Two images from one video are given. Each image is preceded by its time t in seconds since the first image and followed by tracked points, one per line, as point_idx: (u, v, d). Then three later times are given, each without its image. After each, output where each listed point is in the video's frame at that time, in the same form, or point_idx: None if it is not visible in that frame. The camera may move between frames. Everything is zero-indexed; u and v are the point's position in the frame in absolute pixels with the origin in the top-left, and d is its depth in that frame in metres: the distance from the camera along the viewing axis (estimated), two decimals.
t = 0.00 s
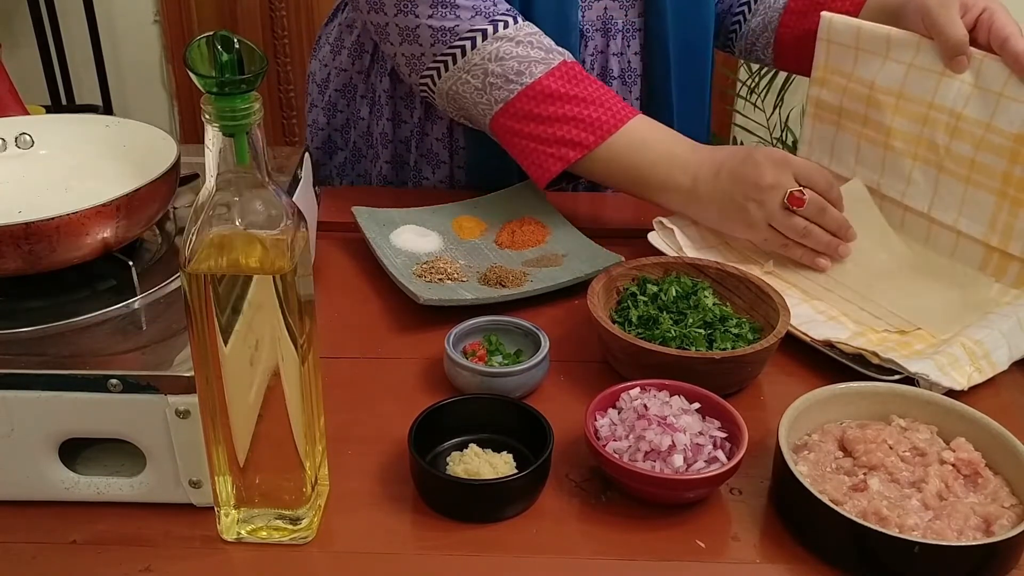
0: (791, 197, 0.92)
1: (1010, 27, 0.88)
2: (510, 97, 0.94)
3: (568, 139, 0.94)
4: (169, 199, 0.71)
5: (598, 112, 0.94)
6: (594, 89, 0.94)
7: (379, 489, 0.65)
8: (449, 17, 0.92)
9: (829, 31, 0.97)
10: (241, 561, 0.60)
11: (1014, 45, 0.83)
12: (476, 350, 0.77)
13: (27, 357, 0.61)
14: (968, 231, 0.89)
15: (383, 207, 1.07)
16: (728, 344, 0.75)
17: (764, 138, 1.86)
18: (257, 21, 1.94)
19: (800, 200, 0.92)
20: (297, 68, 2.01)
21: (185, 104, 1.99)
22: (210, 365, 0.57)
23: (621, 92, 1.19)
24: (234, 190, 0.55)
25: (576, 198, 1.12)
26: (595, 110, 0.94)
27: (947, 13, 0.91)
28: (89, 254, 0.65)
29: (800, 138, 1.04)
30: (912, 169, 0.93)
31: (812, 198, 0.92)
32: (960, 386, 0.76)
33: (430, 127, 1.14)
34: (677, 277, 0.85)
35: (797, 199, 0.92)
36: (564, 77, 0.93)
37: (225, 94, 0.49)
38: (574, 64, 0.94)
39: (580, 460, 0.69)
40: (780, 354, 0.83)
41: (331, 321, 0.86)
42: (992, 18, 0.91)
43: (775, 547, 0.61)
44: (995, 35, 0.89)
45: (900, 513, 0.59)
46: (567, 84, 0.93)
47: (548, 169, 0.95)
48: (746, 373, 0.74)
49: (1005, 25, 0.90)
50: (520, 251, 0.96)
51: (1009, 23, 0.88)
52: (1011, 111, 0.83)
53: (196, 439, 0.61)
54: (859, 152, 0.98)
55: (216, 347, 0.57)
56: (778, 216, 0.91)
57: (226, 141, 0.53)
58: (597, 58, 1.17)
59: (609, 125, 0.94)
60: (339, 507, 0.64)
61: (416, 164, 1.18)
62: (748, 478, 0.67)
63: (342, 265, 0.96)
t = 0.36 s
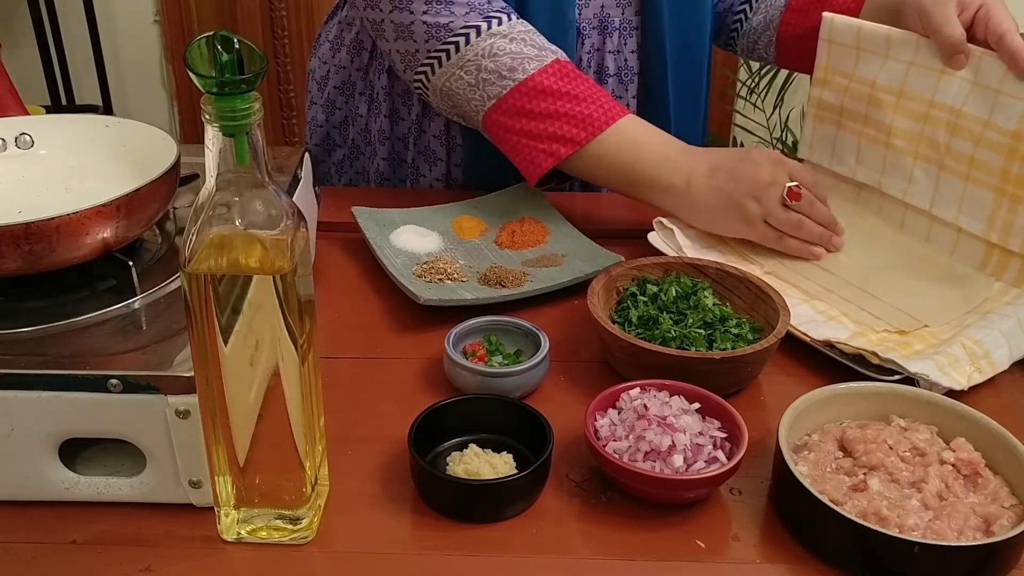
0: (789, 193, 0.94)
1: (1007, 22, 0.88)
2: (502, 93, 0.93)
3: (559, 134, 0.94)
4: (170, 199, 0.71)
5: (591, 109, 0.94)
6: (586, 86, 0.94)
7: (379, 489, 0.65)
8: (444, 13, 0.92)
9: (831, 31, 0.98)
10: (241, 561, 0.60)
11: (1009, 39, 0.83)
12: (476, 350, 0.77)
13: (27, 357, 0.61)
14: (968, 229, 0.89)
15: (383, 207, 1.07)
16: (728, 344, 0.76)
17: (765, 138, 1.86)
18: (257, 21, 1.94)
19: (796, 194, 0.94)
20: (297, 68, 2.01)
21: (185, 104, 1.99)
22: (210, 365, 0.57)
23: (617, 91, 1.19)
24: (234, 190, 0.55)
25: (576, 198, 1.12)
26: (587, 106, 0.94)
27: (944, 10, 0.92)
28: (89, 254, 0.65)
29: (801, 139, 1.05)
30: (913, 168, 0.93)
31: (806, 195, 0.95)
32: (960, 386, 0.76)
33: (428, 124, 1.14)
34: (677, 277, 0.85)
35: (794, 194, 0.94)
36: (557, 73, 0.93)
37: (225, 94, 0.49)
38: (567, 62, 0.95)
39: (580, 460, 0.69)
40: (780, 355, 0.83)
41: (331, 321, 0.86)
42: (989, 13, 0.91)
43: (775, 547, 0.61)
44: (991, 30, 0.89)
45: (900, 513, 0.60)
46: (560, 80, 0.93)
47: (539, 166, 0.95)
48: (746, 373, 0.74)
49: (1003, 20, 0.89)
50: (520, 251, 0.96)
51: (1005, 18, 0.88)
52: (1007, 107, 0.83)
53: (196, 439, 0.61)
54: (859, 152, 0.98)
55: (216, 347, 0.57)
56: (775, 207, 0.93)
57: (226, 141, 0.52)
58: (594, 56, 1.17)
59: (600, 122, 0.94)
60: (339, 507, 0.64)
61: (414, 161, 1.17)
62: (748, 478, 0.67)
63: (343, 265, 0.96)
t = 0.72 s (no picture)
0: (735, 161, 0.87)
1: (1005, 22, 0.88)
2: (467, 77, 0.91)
3: (529, 110, 0.92)
4: (169, 199, 0.71)
5: (555, 79, 0.91)
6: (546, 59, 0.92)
7: (379, 489, 0.65)
8: (402, 16, 0.91)
9: (830, 34, 0.99)
10: (241, 561, 0.60)
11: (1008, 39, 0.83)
12: (476, 350, 0.77)
13: (27, 358, 0.61)
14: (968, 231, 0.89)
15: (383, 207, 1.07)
16: (728, 344, 0.76)
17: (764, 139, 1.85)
18: (257, 22, 1.94)
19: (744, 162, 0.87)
20: (297, 68, 2.01)
21: (185, 104, 1.98)
22: (210, 365, 0.57)
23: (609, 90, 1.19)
24: (234, 190, 0.55)
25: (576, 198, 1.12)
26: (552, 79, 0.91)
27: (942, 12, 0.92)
28: (89, 254, 0.65)
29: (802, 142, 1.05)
30: (915, 169, 0.93)
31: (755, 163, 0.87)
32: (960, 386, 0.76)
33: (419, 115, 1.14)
34: (677, 277, 0.85)
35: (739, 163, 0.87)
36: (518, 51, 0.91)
37: (225, 94, 0.49)
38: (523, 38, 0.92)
39: (580, 460, 0.69)
40: (780, 355, 0.83)
41: (332, 321, 0.86)
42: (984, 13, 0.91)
43: (775, 547, 0.61)
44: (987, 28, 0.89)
45: (900, 513, 0.60)
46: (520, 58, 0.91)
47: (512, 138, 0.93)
48: (746, 373, 0.74)
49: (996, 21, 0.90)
50: (520, 251, 0.96)
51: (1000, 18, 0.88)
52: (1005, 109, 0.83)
53: (196, 439, 0.61)
54: (860, 154, 0.98)
55: (216, 347, 0.57)
56: (717, 175, 0.87)
57: (225, 141, 0.52)
58: (584, 55, 1.17)
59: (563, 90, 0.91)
60: (339, 507, 0.64)
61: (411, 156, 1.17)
62: (748, 478, 0.67)
63: (343, 265, 0.96)
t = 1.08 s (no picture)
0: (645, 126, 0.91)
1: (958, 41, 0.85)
2: (372, 47, 0.87)
3: (433, 86, 0.88)
4: (169, 199, 0.71)
5: (449, 47, 0.87)
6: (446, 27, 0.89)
7: (379, 489, 0.65)
8: (306, 11, 0.87)
9: (782, 52, 0.94)
10: (241, 561, 0.60)
11: (955, 62, 0.80)
12: (476, 350, 0.77)
13: (27, 358, 0.61)
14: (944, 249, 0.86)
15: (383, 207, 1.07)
16: (727, 344, 0.76)
17: (763, 139, 1.85)
18: (257, 22, 1.94)
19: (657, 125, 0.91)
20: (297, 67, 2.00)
21: (185, 103, 1.98)
22: (210, 365, 0.57)
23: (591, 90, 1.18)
24: (234, 190, 0.55)
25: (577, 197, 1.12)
26: (449, 46, 0.87)
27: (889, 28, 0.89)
28: (89, 254, 0.65)
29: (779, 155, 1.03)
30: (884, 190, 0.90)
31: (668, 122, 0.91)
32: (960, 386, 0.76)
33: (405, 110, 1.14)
34: (677, 277, 0.85)
35: (653, 126, 0.91)
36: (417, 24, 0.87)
37: (225, 94, 0.49)
38: (414, 13, 0.89)
39: (580, 460, 0.69)
40: (780, 355, 0.83)
41: (331, 321, 0.86)
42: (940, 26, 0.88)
43: (775, 547, 0.61)
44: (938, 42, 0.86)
45: (900, 513, 0.59)
46: (416, 34, 0.87)
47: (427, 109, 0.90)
48: (746, 373, 0.74)
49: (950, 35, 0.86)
50: (520, 251, 0.96)
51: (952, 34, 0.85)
52: (955, 138, 0.81)
53: (196, 438, 0.61)
54: (832, 172, 0.95)
55: (216, 347, 0.57)
56: (634, 139, 0.92)
57: (225, 140, 0.52)
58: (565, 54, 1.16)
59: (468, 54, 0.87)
60: (339, 507, 0.64)
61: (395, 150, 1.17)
62: (748, 478, 0.67)
63: (343, 265, 0.96)
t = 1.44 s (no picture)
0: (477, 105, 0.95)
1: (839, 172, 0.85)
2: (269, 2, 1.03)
3: (309, 48, 1.03)
4: (169, 199, 0.71)
5: (325, 16, 1.02)
6: None
7: (380, 489, 0.65)
8: None
9: (677, 187, 0.99)
10: (241, 561, 0.60)
11: (835, 219, 0.81)
12: (476, 350, 0.77)
13: (27, 357, 0.61)
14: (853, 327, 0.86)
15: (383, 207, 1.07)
16: (727, 344, 0.75)
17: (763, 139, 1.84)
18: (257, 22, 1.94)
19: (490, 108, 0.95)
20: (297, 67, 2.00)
21: (185, 104, 1.98)
22: (210, 365, 0.57)
23: (560, 88, 1.18)
24: (234, 190, 0.55)
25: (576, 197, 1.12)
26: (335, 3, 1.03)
27: (785, 142, 0.88)
28: (89, 254, 0.65)
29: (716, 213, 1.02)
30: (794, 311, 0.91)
31: (496, 109, 0.95)
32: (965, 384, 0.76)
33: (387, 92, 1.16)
34: (677, 277, 0.85)
35: (483, 107, 0.95)
36: None
37: (225, 94, 0.49)
38: None
39: (581, 460, 0.69)
40: (780, 355, 0.83)
41: (331, 321, 0.86)
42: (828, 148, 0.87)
43: (775, 547, 0.61)
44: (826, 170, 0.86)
45: (900, 513, 0.59)
46: None
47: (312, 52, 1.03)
48: (747, 373, 0.74)
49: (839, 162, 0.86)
50: (519, 251, 0.96)
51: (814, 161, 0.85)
52: (835, 279, 0.84)
53: (197, 438, 0.61)
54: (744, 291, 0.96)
55: (216, 347, 0.57)
56: (465, 114, 0.97)
57: (225, 140, 0.52)
58: (534, 50, 1.16)
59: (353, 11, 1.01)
60: (340, 507, 0.64)
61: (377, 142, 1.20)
62: (749, 478, 0.67)
63: (342, 265, 0.96)
